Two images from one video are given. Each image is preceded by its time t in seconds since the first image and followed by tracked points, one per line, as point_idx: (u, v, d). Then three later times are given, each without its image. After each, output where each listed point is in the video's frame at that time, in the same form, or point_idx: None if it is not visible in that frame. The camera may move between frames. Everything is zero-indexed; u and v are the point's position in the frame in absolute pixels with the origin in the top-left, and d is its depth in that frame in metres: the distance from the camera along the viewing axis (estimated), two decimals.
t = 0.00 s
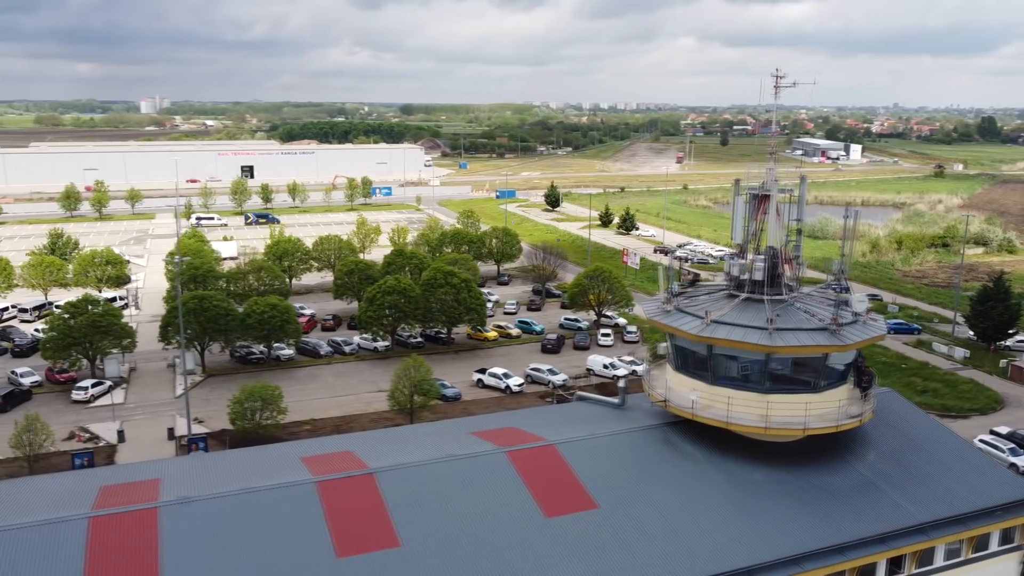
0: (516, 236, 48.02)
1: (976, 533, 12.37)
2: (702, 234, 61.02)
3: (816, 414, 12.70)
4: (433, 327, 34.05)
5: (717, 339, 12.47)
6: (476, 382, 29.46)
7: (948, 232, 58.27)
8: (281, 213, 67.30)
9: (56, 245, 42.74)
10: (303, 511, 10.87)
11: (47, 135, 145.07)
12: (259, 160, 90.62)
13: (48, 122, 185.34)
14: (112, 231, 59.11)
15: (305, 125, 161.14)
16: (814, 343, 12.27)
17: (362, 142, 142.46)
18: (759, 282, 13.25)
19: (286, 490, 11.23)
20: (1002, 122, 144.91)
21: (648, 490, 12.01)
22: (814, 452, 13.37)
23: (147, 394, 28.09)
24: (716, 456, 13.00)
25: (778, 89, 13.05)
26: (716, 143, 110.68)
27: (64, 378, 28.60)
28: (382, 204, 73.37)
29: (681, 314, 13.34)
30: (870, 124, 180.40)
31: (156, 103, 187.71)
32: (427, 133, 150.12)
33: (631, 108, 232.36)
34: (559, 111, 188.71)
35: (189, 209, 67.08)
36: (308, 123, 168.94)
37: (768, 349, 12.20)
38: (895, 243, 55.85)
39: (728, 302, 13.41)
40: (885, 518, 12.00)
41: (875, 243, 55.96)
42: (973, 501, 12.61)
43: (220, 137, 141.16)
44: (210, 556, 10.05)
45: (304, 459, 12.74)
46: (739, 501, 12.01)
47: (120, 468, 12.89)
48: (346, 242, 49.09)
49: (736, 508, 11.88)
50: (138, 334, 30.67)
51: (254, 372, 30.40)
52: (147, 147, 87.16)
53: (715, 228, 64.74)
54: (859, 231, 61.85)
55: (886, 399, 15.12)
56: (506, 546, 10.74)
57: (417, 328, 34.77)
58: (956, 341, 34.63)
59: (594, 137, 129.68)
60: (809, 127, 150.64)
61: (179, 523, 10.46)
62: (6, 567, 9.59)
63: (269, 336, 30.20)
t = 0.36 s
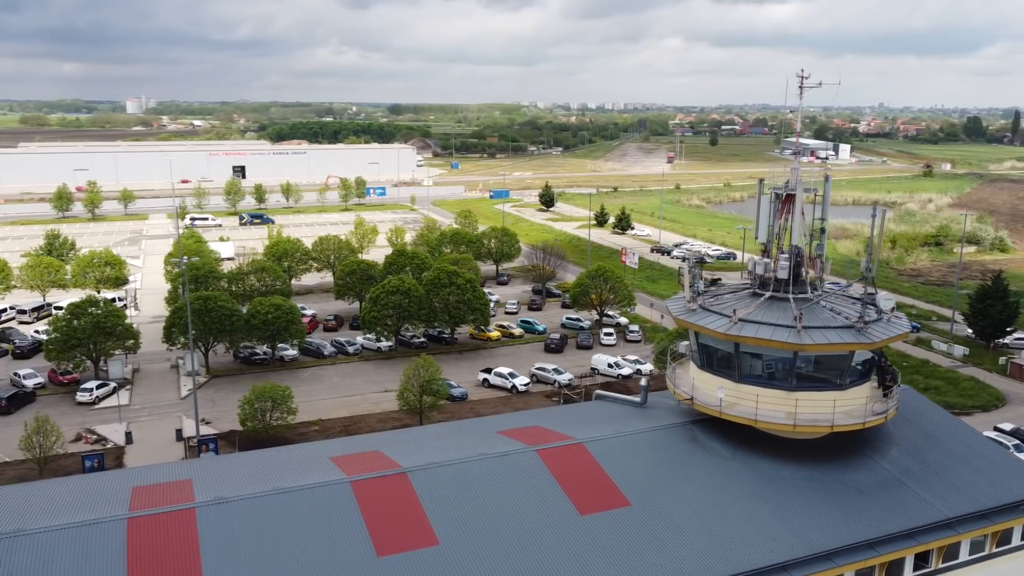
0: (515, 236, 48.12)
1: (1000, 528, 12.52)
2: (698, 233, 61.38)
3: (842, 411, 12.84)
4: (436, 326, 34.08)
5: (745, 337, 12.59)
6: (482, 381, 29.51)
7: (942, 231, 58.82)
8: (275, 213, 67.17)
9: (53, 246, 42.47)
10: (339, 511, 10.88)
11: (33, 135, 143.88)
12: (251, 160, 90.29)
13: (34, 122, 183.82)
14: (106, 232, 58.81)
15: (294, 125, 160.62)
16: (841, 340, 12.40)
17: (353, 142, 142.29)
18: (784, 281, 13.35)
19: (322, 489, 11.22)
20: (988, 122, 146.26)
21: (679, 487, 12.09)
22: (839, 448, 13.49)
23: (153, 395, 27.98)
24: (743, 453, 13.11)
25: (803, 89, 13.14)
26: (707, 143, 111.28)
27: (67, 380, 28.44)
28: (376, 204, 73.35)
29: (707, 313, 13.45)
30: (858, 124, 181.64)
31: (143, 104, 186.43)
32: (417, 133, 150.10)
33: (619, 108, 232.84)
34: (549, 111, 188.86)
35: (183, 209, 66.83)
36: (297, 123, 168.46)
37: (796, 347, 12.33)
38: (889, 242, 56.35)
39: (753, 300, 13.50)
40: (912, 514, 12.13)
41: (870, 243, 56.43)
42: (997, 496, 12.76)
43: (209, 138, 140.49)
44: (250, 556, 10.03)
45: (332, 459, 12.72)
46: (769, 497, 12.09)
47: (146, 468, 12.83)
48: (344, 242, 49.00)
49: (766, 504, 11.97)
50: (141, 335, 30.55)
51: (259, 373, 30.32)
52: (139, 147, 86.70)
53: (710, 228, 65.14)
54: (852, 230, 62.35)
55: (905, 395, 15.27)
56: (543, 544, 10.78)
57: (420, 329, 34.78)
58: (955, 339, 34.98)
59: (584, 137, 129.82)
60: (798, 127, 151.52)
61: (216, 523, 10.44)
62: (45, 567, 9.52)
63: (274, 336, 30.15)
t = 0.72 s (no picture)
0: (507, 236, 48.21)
1: (1016, 520, 12.75)
2: (685, 232, 61.82)
3: (860, 407, 13.02)
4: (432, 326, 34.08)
5: (766, 335, 12.74)
6: (482, 381, 29.55)
7: (926, 229, 59.60)
8: (262, 213, 66.81)
9: (41, 248, 41.97)
10: (371, 510, 10.89)
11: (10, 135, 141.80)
12: (234, 160, 89.62)
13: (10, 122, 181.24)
14: (91, 233, 58.20)
15: (276, 125, 159.67)
16: (861, 337, 12.57)
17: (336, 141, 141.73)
18: (801, 279, 13.49)
19: (350, 490, 11.21)
20: (965, 121, 148.13)
21: (702, 483, 12.21)
22: (856, 444, 13.67)
23: (150, 397, 27.75)
24: (764, 450, 13.26)
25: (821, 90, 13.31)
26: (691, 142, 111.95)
27: (62, 383, 28.13)
28: (363, 204, 73.15)
29: (725, 311, 13.58)
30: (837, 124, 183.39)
31: (122, 103, 184.48)
32: (400, 133, 149.75)
33: (600, 108, 233.42)
34: (531, 111, 188.98)
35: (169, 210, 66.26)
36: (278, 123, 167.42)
37: (817, 344, 12.48)
38: (875, 240, 57.01)
39: (771, 298, 13.65)
40: (932, 507, 12.32)
41: (856, 241, 57.08)
42: (1012, 489, 12.98)
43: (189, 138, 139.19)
44: (285, 555, 10.05)
45: (354, 459, 12.69)
46: (792, 492, 12.23)
47: (166, 471, 12.75)
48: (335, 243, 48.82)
49: (790, 500, 12.12)
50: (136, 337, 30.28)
51: (257, 374, 30.16)
52: (121, 147, 85.81)
53: (698, 226, 65.58)
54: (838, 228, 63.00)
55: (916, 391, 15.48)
56: (575, 541, 10.85)
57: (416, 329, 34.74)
58: (945, 335, 35.44)
59: (568, 136, 130.06)
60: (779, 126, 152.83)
61: (249, 525, 10.41)
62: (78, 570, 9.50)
63: (272, 337, 30.03)
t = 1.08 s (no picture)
0: (484, 236, 48.23)
1: (1013, 508, 13.11)
2: (659, 231, 62.45)
3: (861, 400, 13.30)
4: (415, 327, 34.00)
5: (771, 331, 12.97)
6: (467, 380, 29.56)
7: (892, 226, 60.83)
8: (233, 214, 66.08)
9: (9, 251, 41.04)
10: (388, 510, 10.88)
11: None
12: (202, 161, 88.38)
13: None
14: (57, 235, 57.01)
15: (241, 125, 157.64)
16: (863, 332, 12.84)
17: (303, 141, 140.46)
18: (801, 275, 13.74)
19: (367, 490, 11.20)
20: (924, 119, 151.57)
21: (712, 477, 12.39)
22: (856, 437, 13.95)
23: (132, 402, 27.32)
24: (768, 443, 13.49)
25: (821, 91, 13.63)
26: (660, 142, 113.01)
27: (39, 389, 27.59)
28: (335, 205, 72.70)
29: (729, 308, 13.79)
30: (800, 124, 186.27)
31: (81, 102, 180.77)
32: (368, 133, 148.93)
33: (567, 107, 234.33)
34: (499, 111, 189.04)
35: (137, 212, 65.19)
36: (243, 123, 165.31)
37: (820, 339, 12.73)
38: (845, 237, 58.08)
39: (772, 295, 13.88)
40: (934, 496, 12.64)
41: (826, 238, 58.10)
42: (1008, 477, 13.35)
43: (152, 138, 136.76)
44: (308, 557, 10.02)
45: (364, 459, 12.67)
46: (799, 484, 12.47)
47: (173, 475, 12.62)
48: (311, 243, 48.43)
49: (797, 492, 12.35)
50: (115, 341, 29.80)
51: (239, 377, 29.86)
52: (84, 148, 84.16)
53: (670, 225, 66.24)
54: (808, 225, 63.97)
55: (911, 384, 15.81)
56: (592, 538, 10.96)
57: (398, 329, 34.62)
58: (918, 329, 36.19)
59: (536, 135, 130.36)
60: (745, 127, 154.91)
61: (268, 528, 10.36)
62: None
63: (254, 339, 29.75)
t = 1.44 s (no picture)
0: (452, 236, 48.18)
1: (997, 493, 13.61)
2: (624, 229, 63.05)
3: (852, 393, 13.68)
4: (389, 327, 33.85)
5: (766, 325, 13.25)
6: (444, 380, 29.55)
7: (849, 223, 62.29)
8: (192, 216, 64.94)
9: None
10: (400, 510, 10.89)
11: None
12: (157, 162, 86.61)
13: None
14: (10, 239, 55.41)
15: (194, 124, 154.69)
16: (855, 325, 13.20)
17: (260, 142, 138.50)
18: (792, 271, 14.04)
19: (377, 490, 11.20)
20: (873, 118, 155.50)
21: (713, 470, 12.63)
22: (845, 428, 14.33)
23: (103, 408, 26.76)
24: (763, 436, 13.78)
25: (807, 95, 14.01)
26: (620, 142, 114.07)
27: (5, 396, 26.85)
28: (296, 205, 71.92)
29: (723, 304, 14.05)
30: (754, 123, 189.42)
31: (27, 101, 175.91)
32: (325, 133, 147.49)
33: (523, 106, 234.96)
34: (456, 110, 188.74)
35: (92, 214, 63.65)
36: (196, 122, 162.25)
37: (815, 333, 13.05)
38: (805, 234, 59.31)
39: (765, 291, 14.17)
40: (924, 483, 13.07)
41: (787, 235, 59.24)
42: (992, 464, 13.85)
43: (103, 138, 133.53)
44: (324, 557, 10.01)
45: (367, 460, 12.65)
46: (796, 475, 12.78)
47: (175, 482, 12.49)
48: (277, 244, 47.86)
49: (795, 482, 12.65)
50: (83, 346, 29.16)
51: (212, 380, 29.42)
52: (35, 149, 81.89)
53: (634, 223, 66.93)
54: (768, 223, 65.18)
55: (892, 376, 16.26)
56: (602, 532, 11.10)
57: (371, 330, 34.43)
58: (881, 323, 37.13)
59: (494, 135, 129.97)
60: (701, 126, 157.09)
61: (281, 530, 10.30)
62: None
63: (227, 343, 29.36)
